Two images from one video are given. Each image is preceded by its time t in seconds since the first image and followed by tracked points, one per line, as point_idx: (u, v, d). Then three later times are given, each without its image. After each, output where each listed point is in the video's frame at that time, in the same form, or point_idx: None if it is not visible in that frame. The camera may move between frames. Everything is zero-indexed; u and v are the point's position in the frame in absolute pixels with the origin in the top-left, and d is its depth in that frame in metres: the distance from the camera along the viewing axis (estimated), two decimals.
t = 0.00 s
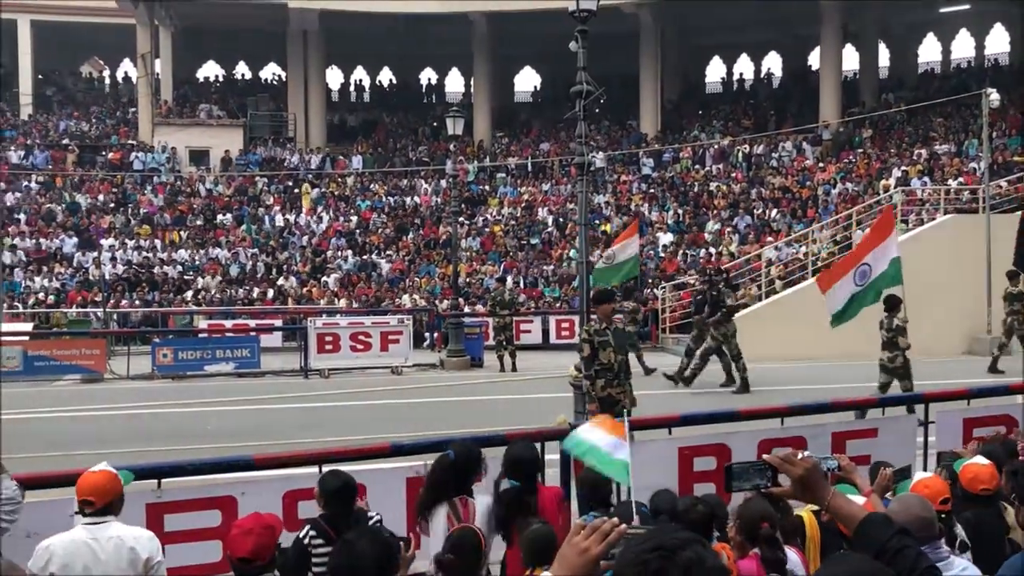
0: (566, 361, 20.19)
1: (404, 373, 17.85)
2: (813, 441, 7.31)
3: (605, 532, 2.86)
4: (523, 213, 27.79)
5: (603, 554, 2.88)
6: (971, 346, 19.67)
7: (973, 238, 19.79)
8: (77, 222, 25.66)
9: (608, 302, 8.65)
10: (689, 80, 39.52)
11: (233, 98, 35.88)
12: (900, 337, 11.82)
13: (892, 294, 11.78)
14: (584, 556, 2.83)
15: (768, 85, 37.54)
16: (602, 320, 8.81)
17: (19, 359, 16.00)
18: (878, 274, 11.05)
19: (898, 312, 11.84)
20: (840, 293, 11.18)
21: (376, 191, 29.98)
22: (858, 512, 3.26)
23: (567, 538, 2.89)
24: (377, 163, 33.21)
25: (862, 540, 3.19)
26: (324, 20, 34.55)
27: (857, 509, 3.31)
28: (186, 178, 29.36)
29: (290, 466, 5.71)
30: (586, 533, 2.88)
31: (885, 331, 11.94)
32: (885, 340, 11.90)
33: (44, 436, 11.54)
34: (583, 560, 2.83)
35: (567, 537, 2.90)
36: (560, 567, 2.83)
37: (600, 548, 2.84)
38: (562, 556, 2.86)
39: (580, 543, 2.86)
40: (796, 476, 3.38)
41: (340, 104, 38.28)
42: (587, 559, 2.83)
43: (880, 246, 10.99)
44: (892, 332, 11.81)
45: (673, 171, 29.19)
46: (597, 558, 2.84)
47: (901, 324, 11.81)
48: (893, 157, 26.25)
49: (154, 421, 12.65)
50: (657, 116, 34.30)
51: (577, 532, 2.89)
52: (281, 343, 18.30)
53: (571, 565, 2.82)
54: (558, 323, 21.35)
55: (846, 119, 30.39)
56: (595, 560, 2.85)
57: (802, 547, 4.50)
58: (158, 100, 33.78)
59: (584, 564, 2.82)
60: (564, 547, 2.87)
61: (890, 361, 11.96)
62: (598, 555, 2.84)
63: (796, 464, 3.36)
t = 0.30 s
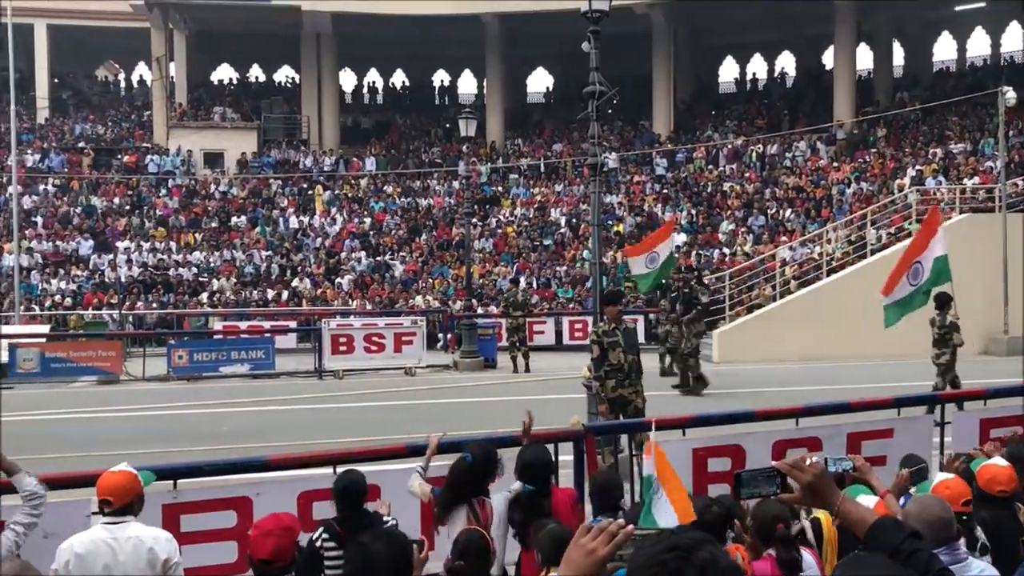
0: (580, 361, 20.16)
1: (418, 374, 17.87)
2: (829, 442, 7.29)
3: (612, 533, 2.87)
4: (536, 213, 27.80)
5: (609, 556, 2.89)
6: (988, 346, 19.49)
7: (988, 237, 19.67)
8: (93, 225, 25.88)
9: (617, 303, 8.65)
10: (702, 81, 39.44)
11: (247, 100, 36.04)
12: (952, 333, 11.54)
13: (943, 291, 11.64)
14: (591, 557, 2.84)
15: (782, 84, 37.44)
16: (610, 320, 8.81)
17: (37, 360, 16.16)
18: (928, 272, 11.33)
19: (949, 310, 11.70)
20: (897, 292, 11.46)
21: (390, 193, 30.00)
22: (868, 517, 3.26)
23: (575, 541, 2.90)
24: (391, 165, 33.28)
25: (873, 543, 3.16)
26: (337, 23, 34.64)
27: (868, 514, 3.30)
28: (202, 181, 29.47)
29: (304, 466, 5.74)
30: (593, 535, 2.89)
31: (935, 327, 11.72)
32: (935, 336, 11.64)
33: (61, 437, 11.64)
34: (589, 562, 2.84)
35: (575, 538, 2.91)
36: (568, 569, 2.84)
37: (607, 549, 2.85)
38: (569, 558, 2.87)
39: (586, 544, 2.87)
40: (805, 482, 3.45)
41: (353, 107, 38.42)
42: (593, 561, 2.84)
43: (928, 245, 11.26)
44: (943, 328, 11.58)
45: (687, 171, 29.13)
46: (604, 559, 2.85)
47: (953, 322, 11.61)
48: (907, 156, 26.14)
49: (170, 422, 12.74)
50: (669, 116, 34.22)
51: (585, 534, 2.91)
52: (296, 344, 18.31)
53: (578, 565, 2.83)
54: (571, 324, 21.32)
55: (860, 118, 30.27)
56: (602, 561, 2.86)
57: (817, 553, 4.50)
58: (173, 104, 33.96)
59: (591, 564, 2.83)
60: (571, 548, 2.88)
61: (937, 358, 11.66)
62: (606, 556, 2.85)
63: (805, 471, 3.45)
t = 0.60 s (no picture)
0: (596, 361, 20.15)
1: (434, 374, 17.89)
2: (847, 442, 7.25)
3: (620, 532, 2.86)
4: (552, 213, 27.79)
5: (619, 555, 2.87)
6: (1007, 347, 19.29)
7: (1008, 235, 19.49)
8: (112, 226, 26.09)
9: (631, 303, 8.64)
10: (718, 80, 39.31)
11: (264, 102, 36.18)
12: (1010, 331, 11.51)
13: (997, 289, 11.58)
14: (601, 556, 2.82)
15: (799, 82, 37.27)
16: (625, 320, 8.80)
17: (56, 361, 16.27)
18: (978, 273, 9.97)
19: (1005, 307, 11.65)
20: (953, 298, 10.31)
21: (406, 194, 30.00)
22: (880, 518, 3.23)
23: (583, 540, 2.88)
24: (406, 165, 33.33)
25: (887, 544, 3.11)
26: (352, 24, 34.74)
27: (880, 515, 3.28)
28: (219, 183, 29.63)
29: (320, 466, 5.76)
30: (601, 534, 2.88)
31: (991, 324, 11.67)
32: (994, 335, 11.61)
33: (80, 437, 11.73)
34: (600, 561, 2.82)
35: (584, 536, 2.90)
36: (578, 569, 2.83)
37: (616, 548, 2.83)
38: (579, 557, 2.85)
39: (596, 543, 2.85)
40: (816, 483, 3.39)
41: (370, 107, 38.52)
42: (602, 560, 2.82)
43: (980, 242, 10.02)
44: (1001, 325, 11.53)
45: (704, 170, 29.02)
46: (614, 558, 2.84)
47: (1010, 318, 11.54)
48: (926, 154, 25.96)
49: (187, 421, 12.81)
50: (686, 116, 34.09)
51: (594, 533, 2.89)
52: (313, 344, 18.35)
53: (587, 564, 2.82)
54: (587, 325, 21.31)
55: (879, 117, 30.08)
56: (612, 560, 2.85)
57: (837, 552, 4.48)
58: (191, 105, 34.16)
59: (601, 563, 2.81)
60: (581, 547, 2.86)
61: (995, 357, 11.66)
62: (615, 555, 2.83)
63: (815, 471, 3.38)
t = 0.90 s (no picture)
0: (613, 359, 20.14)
1: (451, 373, 17.93)
2: (866, 441, 7.20)
3: (627, 530, 2.85)
4: (568, 212, 27.75)
5: (626, 554, 2.86)
6: None
7: None
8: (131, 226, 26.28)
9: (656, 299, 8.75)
10: (735, 77, 39.13)
11: (281, 101, 36.30)
12: None
13: None
14: (608, 556, 2.81)
15: (817, 79, 37.10)
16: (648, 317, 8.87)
17: (76, 360, 16.50)
18: None
19: None
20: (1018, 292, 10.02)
21: (422, 193, 29.97)
22: (893, 519, 3.23)
23: (590, 539, 2.87)
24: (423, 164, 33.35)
25: (901, 544, 3.11)
26: (369, 24, 34.85)
27: (893, 517, 3.27)
28: (237, 182, 29.79)
29: (338, 466, 5.79)
30: (608, 533, 2.87)
31: None
32: None
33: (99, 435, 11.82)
34: (607, 561, 2.82)
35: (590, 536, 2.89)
36: (586, 569, 2.82)
37: (623, 547, 2.82)
38: (585, 557, 2.84)
39: (601, 543, 2.85)
40: (830, 484, 3.40)
41: (386, 106, 38.61)
42: (609, 560, 2.82)
43: None
44: None
45: (721, 168, 28.90)
46: (621, 558, 2.83)
47: None
48: (946, 151, 25.78)
49: (205, 419, 12.88)
50: (703, 113, 33.96)
51: (601, 533, 2.88)
52: (330, 343, 18.38)
53: (593, 563, 2.81)
54: (604, 323, 21.28)
55: (898, 113, 29.88)
56: (619, 560, 2.84)
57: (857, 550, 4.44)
58: (208, 105, 34.35)
59: (607, 563, 2.80)
60: (587, 547, 2.85)
61: None
62: (622, 554, 2.83)
63: (829, 472, 3.40)
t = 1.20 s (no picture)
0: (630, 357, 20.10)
1: (467, 371, 17.94)
2: (886, 439, 7.14)
3: (632, 531, 2.85)
4: (585, 210, 27.70)
5: (632, 554, 2.86)
6: None
7: None
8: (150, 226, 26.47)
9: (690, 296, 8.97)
10: (752, 75, 38.97)
11: (298, 101, 36.41)
12: None
13: None
14: (614, 556, 2.82)
15: (835, 75, 36.91)
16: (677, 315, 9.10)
17: (97, 358, 16.63)
18: None
19: None
20: None
21: (438, 191, 29.94)
22: (910, 520, 3.24)
23: (596, 539, 2.87)
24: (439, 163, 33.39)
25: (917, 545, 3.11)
26: (385, 23, 34.89)
27: (910, 518, 3.27)
28: (255, 182, 29.92)
29: (356, 464, 5.83)
30: (614, 533, 2.87)
31: None
32: None
33: (119, 433, 11.91)
34: (613, 561, 2.82)
35: (596, 537, 2.89)
36: (592, 569, 2.82)
37: (630, 547, 2.83)
38: (591, 557, 2.85)
39: (608, 542, 2.85)
40: (846, 485, 3.38)
41: (403, 105, 38.67)
42: (616, 560, 2.82)
43: None
44: None
45: (738, 165, 28.78)
46: (627, 558, 2.83)
47: None
48: (966, 147, 25.56)
49: (223, 418, 12.93)
50: (720, 111, 33.80)
51: (607, 533, 2.88)
52: (347, 341, 18.38)
53: (599, 562, 2.81)
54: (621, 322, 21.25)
55: (917, 109, 29.66)
56: (626, 561, 2.84)
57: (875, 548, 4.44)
58: (226, 105, 34.55)
59: (614, 564, 2.81)
60: (593, 547, 2.85)
61: None
62: (629, 554, 2.83)
63: (845, 473, 3.37)
